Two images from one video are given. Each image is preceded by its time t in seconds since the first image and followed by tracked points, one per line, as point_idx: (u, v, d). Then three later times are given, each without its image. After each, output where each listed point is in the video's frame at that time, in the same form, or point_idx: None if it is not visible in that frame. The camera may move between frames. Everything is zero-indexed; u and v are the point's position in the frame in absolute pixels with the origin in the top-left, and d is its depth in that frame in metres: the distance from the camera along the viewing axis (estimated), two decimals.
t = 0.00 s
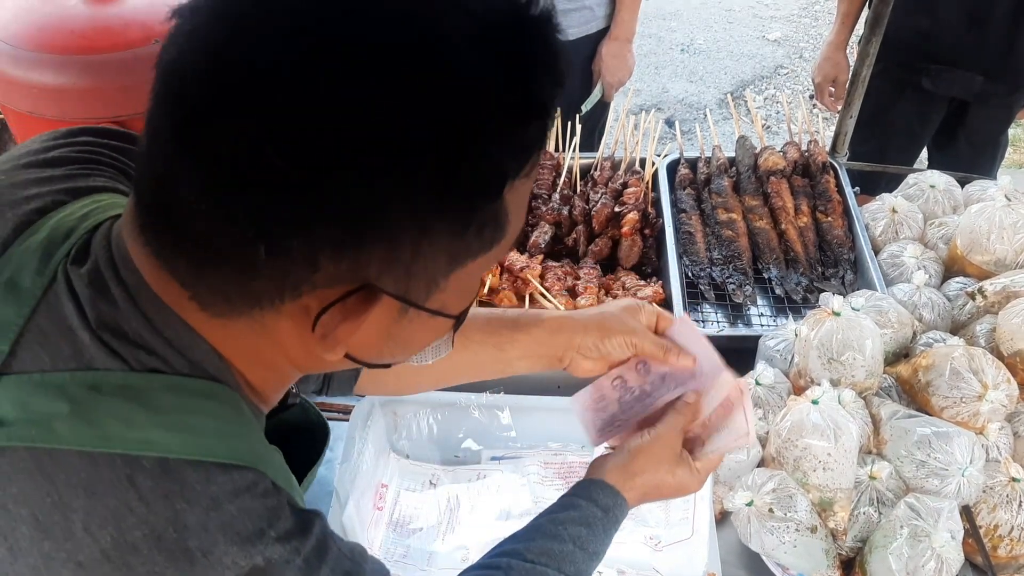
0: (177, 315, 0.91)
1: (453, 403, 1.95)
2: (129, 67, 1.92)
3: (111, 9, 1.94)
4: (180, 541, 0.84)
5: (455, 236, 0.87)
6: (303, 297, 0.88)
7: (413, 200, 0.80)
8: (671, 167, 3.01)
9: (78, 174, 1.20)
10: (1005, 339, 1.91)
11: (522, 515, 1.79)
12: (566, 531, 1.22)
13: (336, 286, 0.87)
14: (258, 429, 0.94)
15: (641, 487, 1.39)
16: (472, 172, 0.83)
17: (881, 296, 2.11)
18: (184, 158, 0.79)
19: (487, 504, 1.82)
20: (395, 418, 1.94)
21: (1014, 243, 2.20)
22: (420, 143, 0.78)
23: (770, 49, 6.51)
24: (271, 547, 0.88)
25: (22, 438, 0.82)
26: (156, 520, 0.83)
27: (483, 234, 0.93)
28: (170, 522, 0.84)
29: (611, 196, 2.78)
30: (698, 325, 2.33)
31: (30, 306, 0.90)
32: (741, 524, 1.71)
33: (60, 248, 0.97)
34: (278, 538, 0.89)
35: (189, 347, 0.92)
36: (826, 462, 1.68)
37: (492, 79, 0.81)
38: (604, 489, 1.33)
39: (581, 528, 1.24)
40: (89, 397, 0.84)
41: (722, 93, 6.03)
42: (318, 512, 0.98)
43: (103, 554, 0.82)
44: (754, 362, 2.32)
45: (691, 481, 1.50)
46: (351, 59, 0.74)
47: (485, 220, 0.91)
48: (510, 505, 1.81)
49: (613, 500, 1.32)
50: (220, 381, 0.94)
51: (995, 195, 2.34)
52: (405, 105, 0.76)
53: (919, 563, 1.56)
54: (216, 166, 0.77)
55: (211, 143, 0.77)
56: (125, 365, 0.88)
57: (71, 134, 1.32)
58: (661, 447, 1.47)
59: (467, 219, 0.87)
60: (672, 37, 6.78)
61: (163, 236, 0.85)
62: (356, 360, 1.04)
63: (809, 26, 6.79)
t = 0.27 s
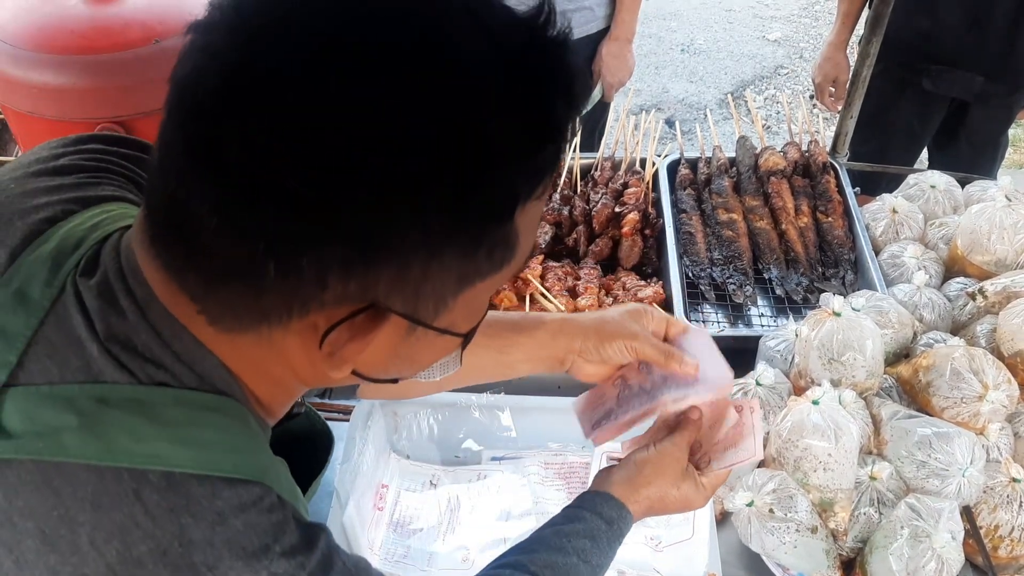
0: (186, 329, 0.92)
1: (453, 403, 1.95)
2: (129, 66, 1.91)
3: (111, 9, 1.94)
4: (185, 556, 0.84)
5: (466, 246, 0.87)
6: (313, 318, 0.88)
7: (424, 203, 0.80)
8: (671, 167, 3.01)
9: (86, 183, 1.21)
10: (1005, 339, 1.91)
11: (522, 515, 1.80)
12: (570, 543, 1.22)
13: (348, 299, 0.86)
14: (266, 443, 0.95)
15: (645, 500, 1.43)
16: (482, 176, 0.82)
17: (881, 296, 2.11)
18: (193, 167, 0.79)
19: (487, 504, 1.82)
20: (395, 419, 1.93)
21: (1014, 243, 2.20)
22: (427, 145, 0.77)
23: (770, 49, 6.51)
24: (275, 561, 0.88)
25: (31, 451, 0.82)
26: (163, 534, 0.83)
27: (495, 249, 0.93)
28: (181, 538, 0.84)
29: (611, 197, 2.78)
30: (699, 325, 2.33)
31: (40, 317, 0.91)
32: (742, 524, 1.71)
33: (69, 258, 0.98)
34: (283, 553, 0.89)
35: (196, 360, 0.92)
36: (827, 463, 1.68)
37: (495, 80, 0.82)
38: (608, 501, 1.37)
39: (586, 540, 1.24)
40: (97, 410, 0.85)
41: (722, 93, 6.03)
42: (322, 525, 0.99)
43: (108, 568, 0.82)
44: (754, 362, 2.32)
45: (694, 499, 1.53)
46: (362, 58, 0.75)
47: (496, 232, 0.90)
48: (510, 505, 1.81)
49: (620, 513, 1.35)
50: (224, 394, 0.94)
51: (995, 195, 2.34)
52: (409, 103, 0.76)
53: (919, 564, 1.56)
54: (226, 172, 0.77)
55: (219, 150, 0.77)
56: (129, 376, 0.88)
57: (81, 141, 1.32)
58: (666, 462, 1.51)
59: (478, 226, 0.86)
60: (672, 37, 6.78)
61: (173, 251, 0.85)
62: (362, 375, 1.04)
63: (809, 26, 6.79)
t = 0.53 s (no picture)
0: (186, 346, 0.92)
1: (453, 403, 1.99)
2: (128, 66, 1.91)
3: (111, 9, 1.94)
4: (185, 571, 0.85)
5: (467, 261, 0.86)
6: (314, 343, 0.89)
7: (420, 214, 0.79)
8: (671, 167, 3.01)
9: (94, 188, 1.22)
10: (1005, 339, 1.92)
11: (522, 515, 1.79)
12: (577, 558, 1.21)
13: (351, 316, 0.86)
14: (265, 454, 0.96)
15: (651, 512, 1.43)
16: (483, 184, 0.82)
17: (881, 296, 2.11)
18: (196, 179, 0.80)
19: (487, 504, 1.81)
20: (395, 419, 1.97)
21: (1014, 243, 2.20)
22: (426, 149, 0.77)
23: (770, 49, 6.51)
24: None
25: (36, 464, 0.84)
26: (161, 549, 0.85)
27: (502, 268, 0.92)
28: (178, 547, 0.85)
29: (611, 197, 2.79)
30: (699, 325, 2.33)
31: (42, 329, 0.93)
32: (742, 524, 1.71)
33: (74, 269, 1.00)
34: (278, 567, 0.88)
35: (194, 376, 0.93)
36: (827, 463, 1.68)
37: (491, 81, 0.81)
38: (613, 514, 1.36)
39: (592, 555, 1.23)
40: (97, 423, 0.87)
41: (722, 93, 6.03)
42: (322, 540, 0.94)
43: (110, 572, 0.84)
44: (754, 362, 2.31)
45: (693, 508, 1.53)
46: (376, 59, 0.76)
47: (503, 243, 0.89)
48: (510, 505, 1.81)
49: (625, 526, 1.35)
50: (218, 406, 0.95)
51: (995, 195, 2.34)
52: (406, 105, 0.76)
53: (919, 564, 1.56)
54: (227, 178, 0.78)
55: (224, 155, 0.77)
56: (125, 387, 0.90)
57: (88, 144, 1.33)
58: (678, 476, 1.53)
59: (482, 238, 0.85)
60: (673, 37, 6.77)
61: (173, 267, 0.85)
62: (362, 400, 1.05)
63: (809, 26, 6.79)
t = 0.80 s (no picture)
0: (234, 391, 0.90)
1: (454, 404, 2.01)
2: (129, 66, 1.92)
3: (111, 9, 1.95)
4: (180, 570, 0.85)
5: (507, 270, 0.79)
6: (375, 396, 0.88)
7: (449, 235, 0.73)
8: (671, 167, 3.01)
9: (146, 183, 1.14)
10: (1005, 339, 1.92)
11: (522, 515, 1.79)
12: None
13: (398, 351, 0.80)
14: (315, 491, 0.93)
15: (634, 542, 1.42)
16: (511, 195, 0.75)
17: (881, 296, 2.11)
18: (207, 210, 0.74)
19: (487, 504, 1.81)
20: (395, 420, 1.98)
21: (1014, 243, 2.20)
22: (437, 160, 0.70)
23: (770, 49, 6.51)
24: None
25: (85, 469, 0.82)
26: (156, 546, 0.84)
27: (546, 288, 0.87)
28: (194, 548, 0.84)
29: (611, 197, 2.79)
30: (699, 325, 2.33)
31: (110, 337, 0.91)
32: (741, 524, 1.71)
33: (141, 284, 0.97)
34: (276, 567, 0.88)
35: (248, 412, 0.91)
36: (826, 462, 1.68)
37: (491, 84, 0.74)
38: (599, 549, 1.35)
39: None
40: (156, 441, 0.85)
41: (722, 93, 6.03)
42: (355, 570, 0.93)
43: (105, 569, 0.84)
44: (754, 362, 2.31)
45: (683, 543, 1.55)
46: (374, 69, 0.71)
47: (547, 263, 0.84)
48: (510, 505, 1.80)
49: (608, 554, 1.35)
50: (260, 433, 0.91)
51: (995, 195, 2.34)
52: (406, 103, 0.70)
53: (919, 564, 1.56)
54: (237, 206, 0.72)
55: (237, 186, 0.72)
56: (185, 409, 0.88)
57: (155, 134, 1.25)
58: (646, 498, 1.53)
59: (520, 255, 0.79)
60: (673, 37, 6.76)
61: (206, 310, 0.80)
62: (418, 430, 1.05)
63: (809, 26, 6.79)
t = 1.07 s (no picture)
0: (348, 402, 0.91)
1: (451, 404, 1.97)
2: (128, 65, 1.92)
3: (110, 8, 1.93)
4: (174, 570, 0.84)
5: (563, 243, 0.77)
6: (492, 404, 0.86)
7: (494, 242, 0.76)
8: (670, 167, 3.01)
9: (277, 218, 1.15)
10: (1006, 340, 1.91)
11: (522, 516, 1.79)
12: None
13: (553, 355, 0.82)
14: (398, 511, 0.95)
15: None
16: (549, 185, 0.78)
17: (881, 296, 2.10)
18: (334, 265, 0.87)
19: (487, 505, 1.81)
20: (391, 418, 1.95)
21: (1015, 243, 2.20)
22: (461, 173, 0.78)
23: (770, 49, 6.50)
24: None
25: (219, 445, 0.87)
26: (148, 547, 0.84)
27: (649, 276, 0.83)
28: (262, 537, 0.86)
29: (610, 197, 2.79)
30: (699, 325, 2.33)
31: (252, 335, 0.95)
32: (741, 525, 1.70)
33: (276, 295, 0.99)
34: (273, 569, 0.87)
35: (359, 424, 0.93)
36: (827, 463, 1.68)
37: (489, 106, 0.83)
38: None
39: None
40: (283, 434, 0.89)
41: (722, 92, 6.02)
42: None
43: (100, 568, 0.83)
44: (754, 363, 2.31)
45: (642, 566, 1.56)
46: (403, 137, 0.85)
47: (623, 232, 0.80)
48: (510, 506, 1.81)
49: None
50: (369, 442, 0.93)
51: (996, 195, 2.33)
52: (421, 150, 0.82)
53: (920, 565, 1.56)
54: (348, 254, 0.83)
55: (337, 254, 0.86)
56: (310, 405, 0.92)
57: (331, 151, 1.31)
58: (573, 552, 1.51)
59: (592, 239, 0.78)
60: (674, 37, 6.72)
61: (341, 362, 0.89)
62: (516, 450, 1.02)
63: (809, 25, 6.78)
